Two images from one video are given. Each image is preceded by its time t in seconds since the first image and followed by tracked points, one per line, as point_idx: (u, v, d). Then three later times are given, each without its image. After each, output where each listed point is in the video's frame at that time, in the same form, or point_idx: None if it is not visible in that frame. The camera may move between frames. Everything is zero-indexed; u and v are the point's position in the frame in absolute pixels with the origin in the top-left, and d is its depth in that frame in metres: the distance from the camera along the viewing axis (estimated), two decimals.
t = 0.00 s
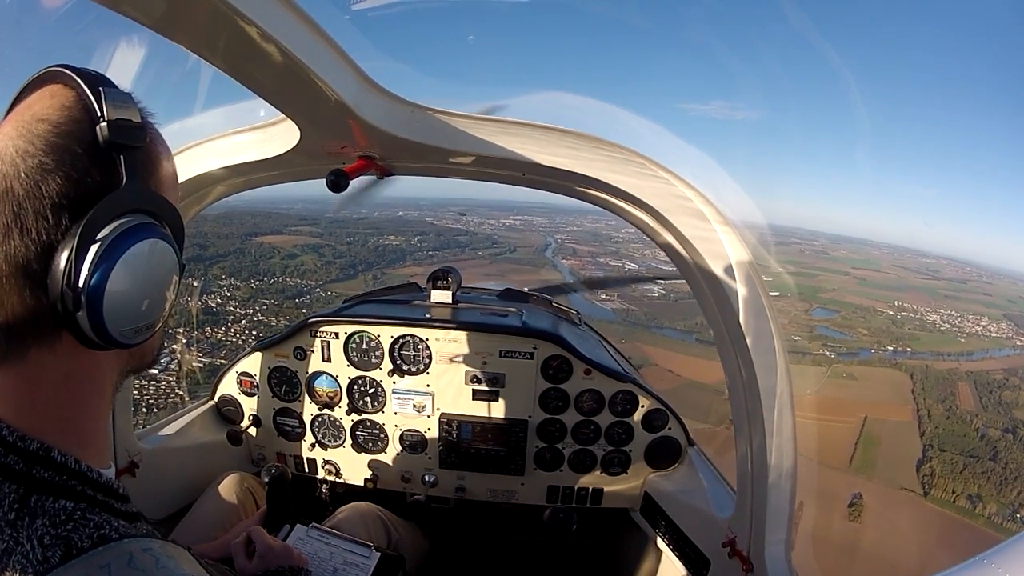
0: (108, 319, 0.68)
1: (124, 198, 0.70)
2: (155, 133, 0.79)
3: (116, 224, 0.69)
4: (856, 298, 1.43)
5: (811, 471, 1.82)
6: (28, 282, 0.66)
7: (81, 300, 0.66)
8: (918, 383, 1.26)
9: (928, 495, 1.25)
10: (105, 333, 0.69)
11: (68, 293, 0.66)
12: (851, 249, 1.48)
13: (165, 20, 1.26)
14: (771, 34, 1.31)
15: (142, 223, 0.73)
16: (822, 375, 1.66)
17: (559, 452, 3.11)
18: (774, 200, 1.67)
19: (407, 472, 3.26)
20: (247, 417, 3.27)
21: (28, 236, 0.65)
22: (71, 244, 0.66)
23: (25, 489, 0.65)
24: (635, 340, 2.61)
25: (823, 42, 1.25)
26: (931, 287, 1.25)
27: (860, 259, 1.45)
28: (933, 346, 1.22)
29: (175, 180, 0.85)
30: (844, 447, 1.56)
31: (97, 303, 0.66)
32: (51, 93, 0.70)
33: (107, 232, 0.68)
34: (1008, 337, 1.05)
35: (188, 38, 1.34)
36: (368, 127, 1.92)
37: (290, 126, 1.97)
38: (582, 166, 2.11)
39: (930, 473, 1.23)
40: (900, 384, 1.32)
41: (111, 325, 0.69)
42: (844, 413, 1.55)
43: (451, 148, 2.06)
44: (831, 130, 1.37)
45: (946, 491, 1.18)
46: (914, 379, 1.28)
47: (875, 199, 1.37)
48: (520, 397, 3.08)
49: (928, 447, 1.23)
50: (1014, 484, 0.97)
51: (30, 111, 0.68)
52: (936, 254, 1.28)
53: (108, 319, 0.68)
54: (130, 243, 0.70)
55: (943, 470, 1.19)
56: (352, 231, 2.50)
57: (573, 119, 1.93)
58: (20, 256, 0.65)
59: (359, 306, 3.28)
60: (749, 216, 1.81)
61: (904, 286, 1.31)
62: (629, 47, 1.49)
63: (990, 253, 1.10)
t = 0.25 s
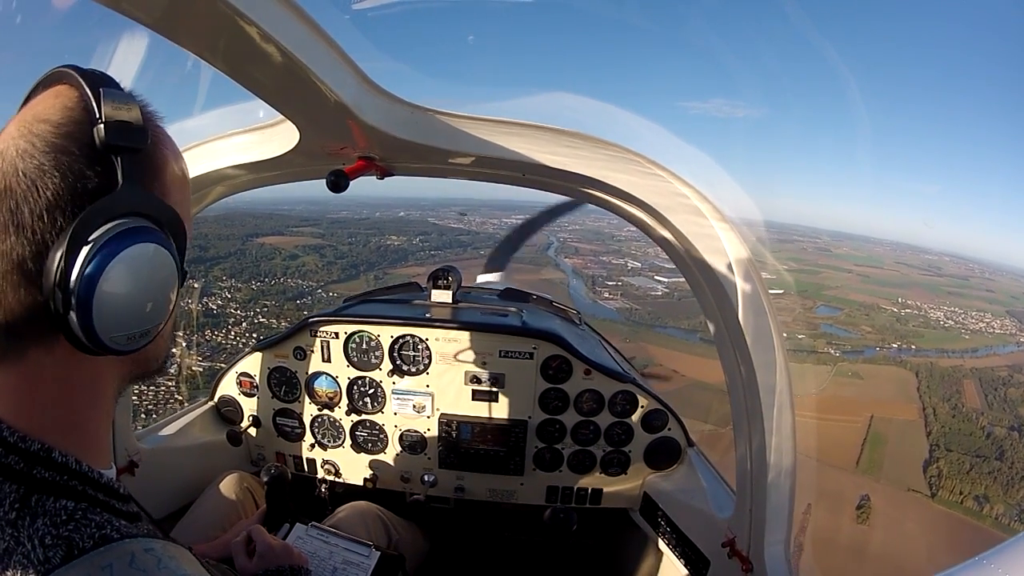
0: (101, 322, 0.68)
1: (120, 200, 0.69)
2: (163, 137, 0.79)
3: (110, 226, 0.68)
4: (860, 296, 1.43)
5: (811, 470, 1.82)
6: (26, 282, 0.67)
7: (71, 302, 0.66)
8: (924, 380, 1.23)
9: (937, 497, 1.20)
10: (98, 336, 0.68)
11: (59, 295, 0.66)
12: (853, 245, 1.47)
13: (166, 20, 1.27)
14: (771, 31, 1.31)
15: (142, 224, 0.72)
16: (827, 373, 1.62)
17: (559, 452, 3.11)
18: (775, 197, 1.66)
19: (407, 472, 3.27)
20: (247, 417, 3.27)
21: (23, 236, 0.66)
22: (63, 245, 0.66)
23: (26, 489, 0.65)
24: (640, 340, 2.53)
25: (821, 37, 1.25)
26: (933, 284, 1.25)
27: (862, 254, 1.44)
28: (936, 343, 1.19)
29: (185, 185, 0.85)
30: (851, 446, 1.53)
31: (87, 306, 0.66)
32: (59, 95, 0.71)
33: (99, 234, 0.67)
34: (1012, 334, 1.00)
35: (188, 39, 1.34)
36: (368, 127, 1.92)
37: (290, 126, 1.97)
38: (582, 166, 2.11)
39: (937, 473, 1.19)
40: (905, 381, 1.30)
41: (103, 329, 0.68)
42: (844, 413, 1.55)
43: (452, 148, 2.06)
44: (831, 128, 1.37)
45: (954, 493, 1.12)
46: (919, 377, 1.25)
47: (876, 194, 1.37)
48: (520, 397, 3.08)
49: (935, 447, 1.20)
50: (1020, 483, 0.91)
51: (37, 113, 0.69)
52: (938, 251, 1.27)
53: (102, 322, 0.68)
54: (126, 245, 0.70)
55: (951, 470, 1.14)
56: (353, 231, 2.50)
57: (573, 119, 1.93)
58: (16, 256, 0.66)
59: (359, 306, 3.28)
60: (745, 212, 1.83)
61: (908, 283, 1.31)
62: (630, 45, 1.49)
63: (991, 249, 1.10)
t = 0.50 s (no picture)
0: (81, 319, 0.66)
1: (103, 194, 0.68)
2: (162, 135, 0.78)
3: (90, 220, 0.67)
4: (864, 295, 1.42)
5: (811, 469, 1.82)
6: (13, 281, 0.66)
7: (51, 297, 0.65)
8: (928, 380, 1.24)
9: (944, 495, 1.20)
10: (80, 333, 0.67)
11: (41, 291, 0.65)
12: (854, 244, 1.47)
13: (166, 20, 1.26)
14: (771, 33, 1.32)
15: (128, 219, 0.70)
16: (832, 373, 1.57)
17: (559, 452, 3.11)
18: (774, 197, 1.66)
19: (407, 472, 3.26)
20: (247, 417, 3.27)
21: (9, 233, 0.65)
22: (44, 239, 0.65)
23: (26, 491, 0.65)
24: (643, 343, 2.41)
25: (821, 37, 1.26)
26: (935, 282, 1.25)
27: (864, 252, 1.44)
28: (941, 342, 1.21)
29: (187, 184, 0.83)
30: (857, 449, 1.47)
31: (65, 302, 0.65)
32: (58, 94, 0.71)
33: (79, 227, 0.66)
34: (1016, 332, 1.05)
35: (189, 39, 1.34)
36: (367, 127, 1.91)
37: (290, 126, 1.97)
38: (582, 166, 2.11)
39: (943, 472, 1.20)
40: (909, 381, 1.30)
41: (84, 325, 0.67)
42: (844, 412, 1.55)
43: (452, 148, 2.06)
44: (831, 127, 1.38)
45: (963, 491, 1.14)
46: (923, 376, 1.26)
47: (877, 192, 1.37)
48: (520, 397, 3.08)
49: (942, 446, 1.20)
50: None
51: (33, 112, 0.69)
52: (939, 249, 1.30)
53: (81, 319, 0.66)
54: (107, 239, 0.68)
55: (958, 469, 1.15)
56: (355, 233, 2.48)
57: (574, 119, 1.93)
58: (10, 254, 0.65)
59: (358, 306, 3.27)
60: (742, 208, 1.81)
61: (910, 281, 1.32)
62: (630, 46, 1.49)
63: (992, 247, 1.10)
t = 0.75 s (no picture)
0: (59, 312, 0.66)
1: (81, 186, 0.67)
2: (148, 128, 0.77)
3: (67, 213, 0.66)
4: (867, 291, 1.41)
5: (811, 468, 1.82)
6: None
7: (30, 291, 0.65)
8: (933, 376, 1.24)
9: (953, 496, 1.15)
10: (59, 326, 0.66)
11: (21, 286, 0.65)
12: (855, 239, 1.46)
13: (166, 19, 1.26)
14: (771, 31, 1.33)
15: (107, 209, 0.70)
16: (838, 371, 1.55)
17: (559, 452, 3.11)
18: (775, 194, 1.65)
19: (407, 472, 3.27)
20: (247, 417, 3.27)
21: None
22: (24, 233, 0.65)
23: (23, 488, 0.65)
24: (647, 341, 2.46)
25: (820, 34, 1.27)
26: (937, 277, 1.25)
27: (865, 248, 1.43)
28: (945, 337, 1.20)
29: (178, 178, 0.82)
30: (864, 448, 1.45)
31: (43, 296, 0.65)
32: (43, 91, 0.71)
33: (57, 221, 0.65)
34: (1017, 326, 1.00)
35: (188, 39, 1.34)
36: (367, 127, 1.91)
37: (290, 126, 1.97)
38: (582, 166, 2.11)
39: (951, 472, 1.15)
40: (915, 378, 1.30)
41: (65, 319, 0.67)
42: (844, 411, 1.55)
43: (452, 148, 2.06)
44: (831, 125, 1.38)
45: (971, 492, 1.08)
46: (928, 373, 1.25)
47: (878, 189, 1.37)
48: (520, 397, 3.08)
49: (947, 445, 1.16)
50: None
51: (18, 110, 0.69)
52: (940, 243, 1.28)
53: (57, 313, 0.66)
54: (85, 231, 0.67)
55: (966, 469, 1.10)
56: (355, 235, 2.49)
57: (573, 119, 1.93)
58: None
59: (358, 306, 3.28)
60: (738, 205, 1.83)
61: (912, 276, 1.31)
62: (630, 45, 1.50)
63: (994, 242, 1.10)
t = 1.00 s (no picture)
0: (36, 306, 0.65)
1: (62, 183, 0.67)
2: (138, 124, 0.76)
3: (48, 209, 0.66)
4: (868, 287, 1.40)
5: (811, 467, 1.82)
6: None
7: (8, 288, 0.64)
8: (937, 374, 1.21)
9: (958, 494, 1.14)
10: (38, 321, 0.66)
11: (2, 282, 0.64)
12: (857, 237, 1.45)
13: (166, 19, 1.27)
14: (771, 30, 1.33)
15: (91, 205, 0.68)
16: (841, 369, 1.53)
17: (559, 452, 3.11)
18: (776, 191, 1.64)
19: (407, 472, 3.26)
20: (247, 417, 3.27)
21: None
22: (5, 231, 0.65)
23: (22, 488, 0.65)
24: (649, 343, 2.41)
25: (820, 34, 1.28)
26: (938, 273, 1.25)
27: (866, 246, 1.42)
28: (948, 334, 1.20)
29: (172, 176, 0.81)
30: (870, 447, 1.43)
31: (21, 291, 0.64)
32: (34, 90, 0.71)
33: (38, 217, 0.65)
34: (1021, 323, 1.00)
35: (187, 38, 1.34)
36: (367, 127, 1.91)
37: (291, 126, 1.97)
38: (582, 166, 2.11)
39: (958, 470, 1.14)
40: (918, 375, 1.27)
41: (43, 314, 0.66)
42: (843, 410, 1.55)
43: (452, 147, 2.06)
44: (832, 123, 1.38)
45: (977, 490, 1.08)
46: (932, 369, 1.23)
47: (874, 188, 1.38)
48: (519, 397, 3.07)
49: (954, 443, 1.14)
50: None
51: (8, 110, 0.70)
52: (941, 240, 1.28)
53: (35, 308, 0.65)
54: (65, 226, 0.67)
55: (971, 467, 1.10)
56: (354, 235, 2.49)
57: (574, 119, 1.94)
58: None
59: (359, 306, 3.28)
60: (735, 203, 1.85)
61: (913, 273, 1.31)
62: (630, 44, 1.50)
63: (994, 237, 1.10)
